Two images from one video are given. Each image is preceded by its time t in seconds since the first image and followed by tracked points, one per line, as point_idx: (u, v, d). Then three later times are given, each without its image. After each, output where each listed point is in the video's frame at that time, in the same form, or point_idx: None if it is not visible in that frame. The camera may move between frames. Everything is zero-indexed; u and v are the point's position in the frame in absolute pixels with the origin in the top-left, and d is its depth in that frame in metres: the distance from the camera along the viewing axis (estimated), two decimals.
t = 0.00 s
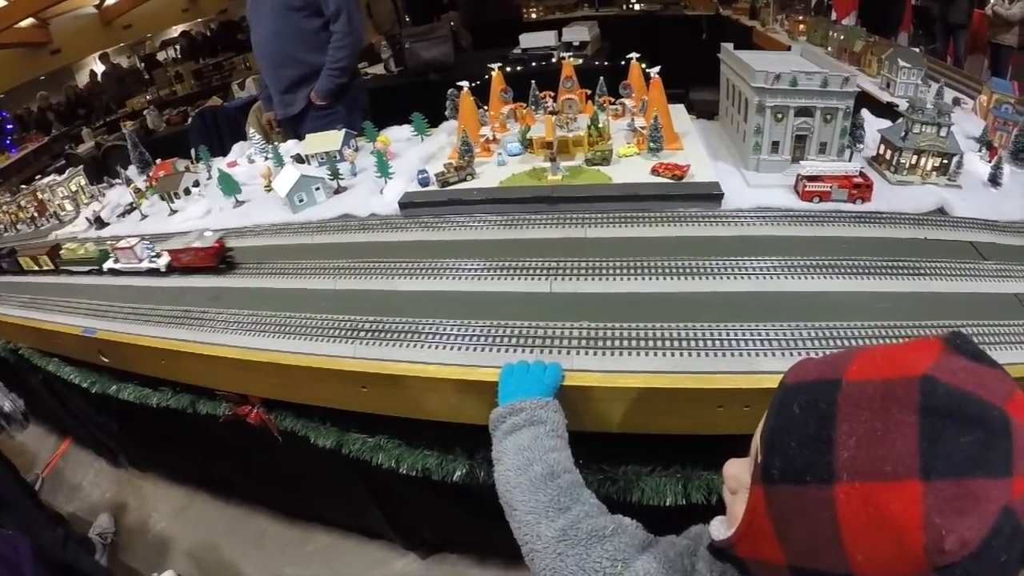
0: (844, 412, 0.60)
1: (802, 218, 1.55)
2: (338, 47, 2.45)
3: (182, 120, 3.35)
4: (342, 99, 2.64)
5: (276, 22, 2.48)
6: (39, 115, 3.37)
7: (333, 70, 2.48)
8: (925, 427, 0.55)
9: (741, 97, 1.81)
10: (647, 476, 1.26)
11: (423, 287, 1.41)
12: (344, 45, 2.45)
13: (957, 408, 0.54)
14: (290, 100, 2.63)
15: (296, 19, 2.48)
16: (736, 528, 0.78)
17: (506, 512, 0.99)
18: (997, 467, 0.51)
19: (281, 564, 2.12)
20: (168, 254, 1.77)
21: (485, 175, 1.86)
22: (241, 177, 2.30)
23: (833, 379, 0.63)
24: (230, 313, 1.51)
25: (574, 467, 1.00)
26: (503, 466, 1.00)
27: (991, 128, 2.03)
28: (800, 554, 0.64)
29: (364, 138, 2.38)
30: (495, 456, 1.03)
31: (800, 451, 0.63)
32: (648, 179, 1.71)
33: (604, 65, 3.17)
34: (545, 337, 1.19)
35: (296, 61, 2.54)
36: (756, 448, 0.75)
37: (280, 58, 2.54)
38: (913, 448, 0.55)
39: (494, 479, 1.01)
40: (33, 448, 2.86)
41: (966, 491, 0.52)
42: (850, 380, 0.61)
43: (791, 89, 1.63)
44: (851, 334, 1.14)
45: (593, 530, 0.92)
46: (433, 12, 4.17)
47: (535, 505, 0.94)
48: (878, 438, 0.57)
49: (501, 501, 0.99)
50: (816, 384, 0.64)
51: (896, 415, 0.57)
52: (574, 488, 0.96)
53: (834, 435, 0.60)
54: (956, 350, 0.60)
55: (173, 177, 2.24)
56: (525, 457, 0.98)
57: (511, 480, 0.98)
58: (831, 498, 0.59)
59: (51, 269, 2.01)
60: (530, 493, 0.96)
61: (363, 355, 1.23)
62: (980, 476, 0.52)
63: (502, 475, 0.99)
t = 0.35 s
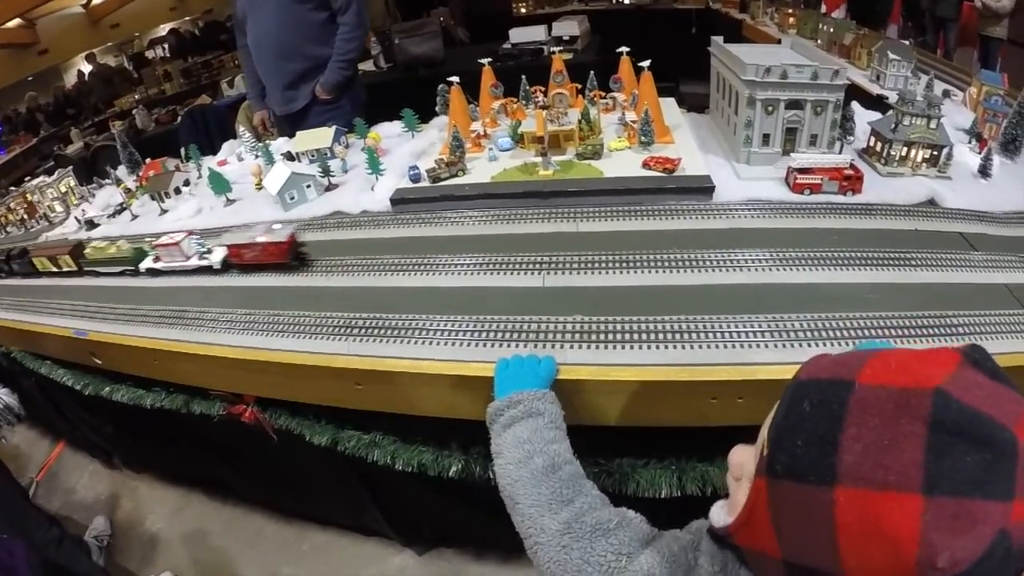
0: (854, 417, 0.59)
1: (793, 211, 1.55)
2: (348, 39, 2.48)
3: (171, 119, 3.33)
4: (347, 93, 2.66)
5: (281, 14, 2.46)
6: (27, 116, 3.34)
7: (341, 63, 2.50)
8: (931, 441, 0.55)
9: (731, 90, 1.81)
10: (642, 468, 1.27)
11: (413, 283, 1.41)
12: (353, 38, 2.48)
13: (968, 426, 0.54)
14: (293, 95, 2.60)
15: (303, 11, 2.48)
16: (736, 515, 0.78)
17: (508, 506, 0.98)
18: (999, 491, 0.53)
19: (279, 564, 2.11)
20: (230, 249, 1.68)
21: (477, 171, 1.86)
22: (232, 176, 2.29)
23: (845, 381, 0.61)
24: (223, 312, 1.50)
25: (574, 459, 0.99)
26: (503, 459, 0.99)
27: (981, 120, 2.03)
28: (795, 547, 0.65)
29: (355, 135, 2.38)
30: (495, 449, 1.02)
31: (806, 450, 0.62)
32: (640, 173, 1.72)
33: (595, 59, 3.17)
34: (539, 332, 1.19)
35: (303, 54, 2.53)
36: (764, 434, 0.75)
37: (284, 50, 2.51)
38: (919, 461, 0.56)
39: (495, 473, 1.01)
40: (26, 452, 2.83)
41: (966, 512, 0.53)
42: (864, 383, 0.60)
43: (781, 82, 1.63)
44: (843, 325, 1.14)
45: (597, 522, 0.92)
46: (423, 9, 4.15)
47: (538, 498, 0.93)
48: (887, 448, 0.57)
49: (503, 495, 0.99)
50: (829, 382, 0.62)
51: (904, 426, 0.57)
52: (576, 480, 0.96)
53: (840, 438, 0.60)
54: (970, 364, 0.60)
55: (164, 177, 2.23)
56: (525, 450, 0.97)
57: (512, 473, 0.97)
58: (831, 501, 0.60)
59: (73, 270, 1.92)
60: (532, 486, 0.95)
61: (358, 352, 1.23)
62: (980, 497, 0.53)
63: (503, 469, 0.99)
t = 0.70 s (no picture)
0: (810, 385, 0.59)
1: (779, 195, 1.56)
2: (355, 27, 2.51)
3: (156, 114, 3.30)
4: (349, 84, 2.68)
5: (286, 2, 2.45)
6: (11, 114, 3.30)
7: (347, 51, 2.52)
8: (868, 425, 0.55)
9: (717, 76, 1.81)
10: (633, 453, 1.27)
11: (403, 273, 1.40)
12: (359, 26, 2.51)
13: (910, 422, 0.54)
14: (294, 86, 2.59)
15: None
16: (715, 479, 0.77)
17: (495, 491, 0.99)
18: (923, 498, 0.53)
19: (275, 558, 2.11)
20: (312, 239, 1.54)
21: (464, 160, 1.85)
22: (218, 169, 2.27)
23: (818, 354, 0.62)
24: (211, 306, 1.49)
25: (563, 444, 0.99)
26: (491, 444, 0.99)
27: (967, 104, 2.04)
28: (735, 499, 0.65)
29: (340, 126, 2.36)
30: (484, 434, 1.02)
31: (763, 408, 0.62)
32: (627, 159, 1.71)
33: (582, 47, 3.16)
34: (528, 319, 1.19)
35: (307, 43, 2.54)
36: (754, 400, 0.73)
37: (290, 39, 2.50)
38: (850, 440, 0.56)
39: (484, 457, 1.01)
40: (18, 454, 2.81)
41: (881, 506, 0.53)
42: (834, 358, 0.60)
43: (767, 67, 1.63)
44: (829, 308, 1.15)
45: (582, 507, 0.91)
46: None
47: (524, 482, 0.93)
48: (824, 420, 0.57)
49: (490, 479, 0.99)
50: (806, 353, 0.63)
51: (846, 404, 0.57)
52: (562, 466, 0.95)
53: (790, 399, 0.60)
54: (956, 374, 0.59)
55: (149, 172, 2.20)
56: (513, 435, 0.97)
57: (500, 458, 0.97)
58: (767, 456, 0.60)
59: (103, 267, 1.82)
60: (519, 471, 0.95)
61: (346, 343, 1.23)
62: (894, 492, 0.53)
63: (491, 453, 0.99)
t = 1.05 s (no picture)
0: (752, 382, 0.61)
1: (773, 191, 1.56)
2: (363, 25, 2.53)
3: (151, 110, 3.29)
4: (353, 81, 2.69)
5: None
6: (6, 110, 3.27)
7: (354, 47, 2.54)
8: (806, 422, 0.56)
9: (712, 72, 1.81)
10: (628, 449, 1.28)
11: (399, 270, 1.41)
12: (367, 23, 2.53)
13: (848, 421, 0.54)
14: (300, 82, 2.59)
15: None
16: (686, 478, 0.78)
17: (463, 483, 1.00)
18: (862, 503, 0.52)
19: (270, 555, 2.11)
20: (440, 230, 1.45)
21: (457, 156, 1.85)
22: (214, 166, 2.26)
23: (766, 354, 0.63)
24: (206, 303, 1.49)
25: (537, 451, 0.99)
26: (469, 439, 0.99)
27: (962, 101, 2.04)
28: (674, 494, 0.67)
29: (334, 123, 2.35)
30: (465, 426, 1.02)
31: (707, 405, 0.63)
32: (622, 156, 1.71)
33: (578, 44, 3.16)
34: (521, 316, 1.19)
35: (314, 39, 2.54)
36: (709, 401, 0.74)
37: (297, 35, 2.50)
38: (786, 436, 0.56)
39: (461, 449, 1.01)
40: (14, 452, 2.79)
41: (812, 504, 0.53)
42: (780, 357, 0.62)
43: (762, 64, 1.63)
44: (822, 305, 1.15)
45: (533, 518, 0.94)
46: None
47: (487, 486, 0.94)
48: (761, 416, 0.58)
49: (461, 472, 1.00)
50: (754, 353, 0.64)
51: (786, 401, 0.58)
52: (526, 476, 0.96)
53: (732, 397, 0.61)
54: (911, 377, 0.59)
55: (143, 169, 2.19)
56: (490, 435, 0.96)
57: (473, 454, 0.97)
58: (706, 451, 0.61)
59: (150, 260, 1.73)
60: (485, 472, 0.96)
61: (341, 340, 1.22)
62: (832, 494, 0.53)
63: (466, 448, 0.98)
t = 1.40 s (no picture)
0: (785, 356, 0.60)
1: (775, 189, 1.55)
2: (365, 18, 2.57)
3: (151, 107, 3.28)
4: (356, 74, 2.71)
5: None
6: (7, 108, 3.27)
7: (357, 40, 2.59)
8: (806, 394, 0.56)
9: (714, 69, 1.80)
10: (628, 449, 1.28)
11: (400, 268, 1.40)
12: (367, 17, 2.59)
13: (841, 402, 0.54)
14: (306, 75, 2.57)
15: None
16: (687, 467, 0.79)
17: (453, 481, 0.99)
18: (816, 475, 0.52)
19: (270, 553, 2.11)
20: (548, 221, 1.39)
21: (457, 153, 1.84)
22: (214, 163, 2.25)
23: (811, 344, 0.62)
24: (205, 301, 1.49)
25: (531, 455, 0.97)
26: (463, 437, 0.98)
27: (966, 100, 2.03)
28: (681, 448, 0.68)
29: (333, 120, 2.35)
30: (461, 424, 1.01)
31: (739, 370, 0.64)
32: (622, 153, 1.70)
33: (579, 40, 3.15)
34: (521, 315, 1.18)
35: (320, 31, 2.54)
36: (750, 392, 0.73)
37: (304, 27, 2.50)
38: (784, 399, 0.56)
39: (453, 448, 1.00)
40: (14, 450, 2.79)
41: (769, 456, 0.54)
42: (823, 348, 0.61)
43: (765, 60, 1.62)
44: (822, 305, 1.14)
45: (519, 521, 0.91)
46: None
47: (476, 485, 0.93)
48: (776, 381, 0.58)
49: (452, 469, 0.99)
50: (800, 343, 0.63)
51: (802, 374, 0.57)
52: (517, 479, 0.94)
53: (762, 364, 0.61)
54: (941, 412, 0.55)
55: (143, 166, 2.18)
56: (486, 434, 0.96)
57: (466, 453, 0.96)
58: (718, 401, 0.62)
59: (223, 253, 1.63)
60: (477, 471, 0.94)
61: (340, 340, 1.22)
62: (790, 453, 0.53)
63: (460, 446, 0.97)
